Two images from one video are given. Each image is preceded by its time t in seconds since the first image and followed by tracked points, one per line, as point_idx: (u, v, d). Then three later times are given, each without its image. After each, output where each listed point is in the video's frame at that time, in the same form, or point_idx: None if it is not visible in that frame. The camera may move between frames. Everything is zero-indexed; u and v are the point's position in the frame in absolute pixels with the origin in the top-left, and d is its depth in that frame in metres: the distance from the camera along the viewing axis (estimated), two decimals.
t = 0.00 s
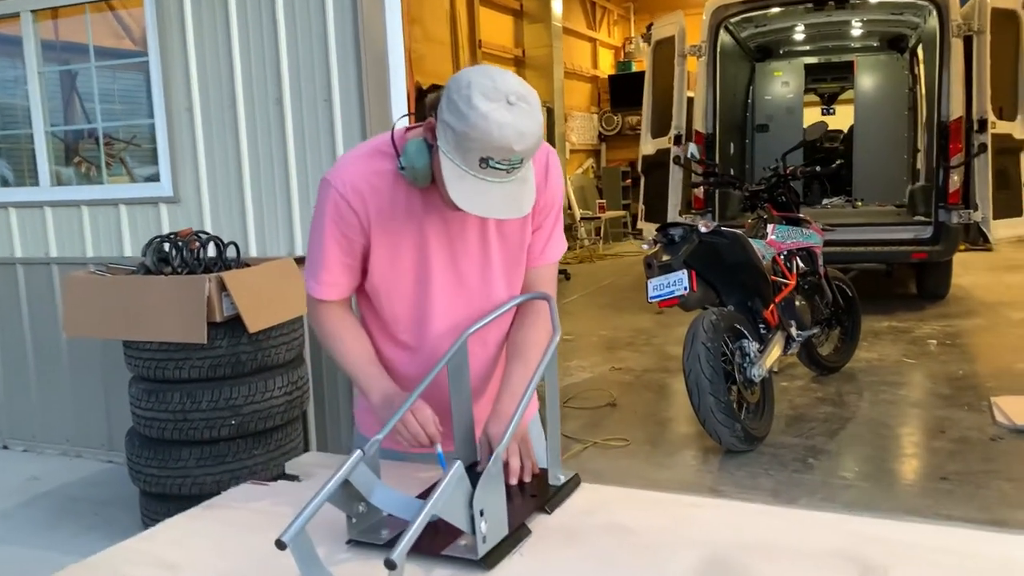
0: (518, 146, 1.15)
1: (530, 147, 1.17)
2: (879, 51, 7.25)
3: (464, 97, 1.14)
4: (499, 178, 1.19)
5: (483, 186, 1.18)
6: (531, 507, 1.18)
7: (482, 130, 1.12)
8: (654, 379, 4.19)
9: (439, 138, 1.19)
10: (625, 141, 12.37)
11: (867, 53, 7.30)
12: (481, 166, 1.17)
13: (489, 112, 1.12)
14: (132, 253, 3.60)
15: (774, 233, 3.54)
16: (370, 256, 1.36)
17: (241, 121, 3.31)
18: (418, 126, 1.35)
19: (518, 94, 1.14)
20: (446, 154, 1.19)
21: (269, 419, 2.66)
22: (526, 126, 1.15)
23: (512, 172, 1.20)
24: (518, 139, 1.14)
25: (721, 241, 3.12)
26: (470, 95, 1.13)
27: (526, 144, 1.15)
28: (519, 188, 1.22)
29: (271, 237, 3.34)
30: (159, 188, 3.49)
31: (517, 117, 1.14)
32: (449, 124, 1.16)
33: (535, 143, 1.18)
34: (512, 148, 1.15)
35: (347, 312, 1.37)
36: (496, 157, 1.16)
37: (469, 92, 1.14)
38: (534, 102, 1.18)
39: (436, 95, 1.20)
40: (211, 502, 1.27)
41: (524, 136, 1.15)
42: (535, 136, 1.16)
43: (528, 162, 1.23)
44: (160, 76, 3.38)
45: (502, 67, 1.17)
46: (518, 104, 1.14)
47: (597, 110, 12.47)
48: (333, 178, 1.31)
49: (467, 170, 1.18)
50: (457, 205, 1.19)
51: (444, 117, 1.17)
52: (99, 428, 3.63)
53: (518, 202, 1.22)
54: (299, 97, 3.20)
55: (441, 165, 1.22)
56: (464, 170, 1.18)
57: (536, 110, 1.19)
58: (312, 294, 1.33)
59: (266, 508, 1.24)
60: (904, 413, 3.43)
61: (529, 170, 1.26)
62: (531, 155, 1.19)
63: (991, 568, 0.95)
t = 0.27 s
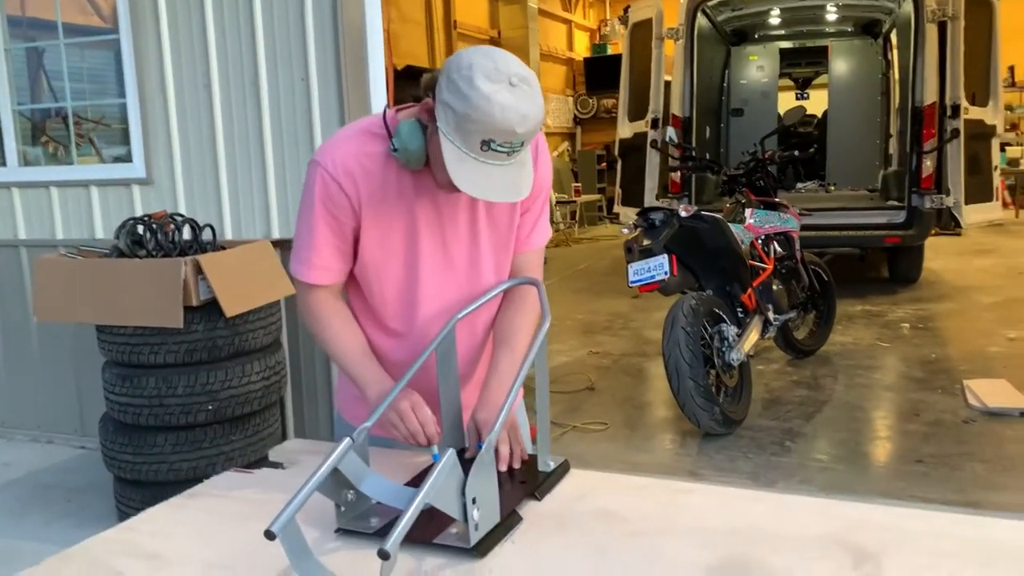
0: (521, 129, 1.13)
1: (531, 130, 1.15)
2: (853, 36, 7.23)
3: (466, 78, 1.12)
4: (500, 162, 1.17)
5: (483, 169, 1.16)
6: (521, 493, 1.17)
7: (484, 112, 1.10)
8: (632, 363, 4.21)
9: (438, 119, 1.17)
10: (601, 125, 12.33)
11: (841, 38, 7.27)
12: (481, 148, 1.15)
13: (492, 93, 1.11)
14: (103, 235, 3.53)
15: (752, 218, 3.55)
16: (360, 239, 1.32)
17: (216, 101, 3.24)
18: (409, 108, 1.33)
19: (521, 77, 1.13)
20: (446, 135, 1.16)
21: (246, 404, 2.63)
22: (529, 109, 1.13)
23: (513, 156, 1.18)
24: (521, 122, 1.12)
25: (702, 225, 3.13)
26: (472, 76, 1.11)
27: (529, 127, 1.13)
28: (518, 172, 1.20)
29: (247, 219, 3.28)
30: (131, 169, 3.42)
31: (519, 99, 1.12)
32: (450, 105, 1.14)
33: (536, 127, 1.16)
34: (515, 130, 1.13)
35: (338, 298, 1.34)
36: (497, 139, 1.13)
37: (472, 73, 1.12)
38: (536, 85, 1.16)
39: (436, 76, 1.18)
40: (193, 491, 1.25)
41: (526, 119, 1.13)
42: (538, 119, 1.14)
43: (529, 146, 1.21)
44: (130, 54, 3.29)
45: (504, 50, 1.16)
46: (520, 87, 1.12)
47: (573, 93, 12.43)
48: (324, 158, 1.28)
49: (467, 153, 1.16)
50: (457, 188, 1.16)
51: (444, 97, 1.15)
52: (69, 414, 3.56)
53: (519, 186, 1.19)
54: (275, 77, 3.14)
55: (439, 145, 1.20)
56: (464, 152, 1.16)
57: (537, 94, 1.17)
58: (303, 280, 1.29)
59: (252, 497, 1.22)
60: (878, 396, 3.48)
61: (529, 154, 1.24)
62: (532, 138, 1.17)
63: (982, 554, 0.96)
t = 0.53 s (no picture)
0: (516, 108, 1.12)
1: (526, 110, 1.14)
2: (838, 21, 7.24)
3: (462, 56, 1.10)
4: (493, 142, 1.16)
5: (478, 149, 1.14)
6: (505, 474, 1.17)
7: (481, 90, 1.09)
8: (614, 344, 4.23)
9: (431, 97, 1.15)
10: (585, 105, 12.26)
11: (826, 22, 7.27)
12: (476, 127, 1.13)
13: (488, 72, 1.09)
14: (81, 211, 3.47)
15: (735, 200, 3.57)
16: (348, 218, 1.31)
17: (196, 76, 3.19)
18: (399, 85, 1.31)
19: (516, 56, 1.12)
20: (439, 114, 1.14)
21: (227, 383, 2.61)
22: (524, 88, 1.12)
23: (506, 136, 1.17)
24: (516, 101, 1.11)
25: (686, 208, 3.13)
26: (468, 54, 1.10)
27: (523, 107, 1.13)
28: (511, 152, 1.19)
29: (227, 196, 3.24)
30: (109, 144, 3.37)
31: (515, 79, 1.11)
32: (444, 83, 1.12)
33: (530, 107, 1.15)
34: (511, 110, 1.12)
35: (324, 277, 1.32)
36: (493, 118, 1.12)
37: (467, 51, 1.10)
38: (529, 65, 1.15)
39: (429, 53, 1.16)
40: (175, 470, 1.24)
41: (521, 99, 1.12)
42: (532, 99, 1.13)
43: (520, 127, 1.20)
44: (108, 26, 3.22)
45: (497, 29, 1.15)
46: (515, 66, 1.12)
47: (557, 73, 12.37)
48: (312, 135, 1.25)
49: (462, 132, 1.14)
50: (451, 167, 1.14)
51: (438, 75, 1.13)
52: (47, 391, 3.53)
53: (512, 167, 1.18)
54: (258, 52, 3.09)
55: (431, 123, 1.18)
56: (458, 131, 1.13)
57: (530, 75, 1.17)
58: (289, 258, 1.27)
59: (233, 476, 1.21)
60: (857, 380, 3.52)
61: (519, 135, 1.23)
62: (524, 118, 1.17)
63: (961, 536, 0.98)
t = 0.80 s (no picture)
0: (504, 97, 1.11)
1: (513, 99, 1.14)
2: (837, 9, 7.24)
3: (450, 43, 1.10)
4: (479, 130, 1.16)
5: (464, 137, 1.14)
6: (489, 460, 1.18)
7: (468, 79, 1.08)
8: (606, 331, 4.24)
9: (419, 85, 1.14)
10: (582, 92, 12.20)
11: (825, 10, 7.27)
12: (463, 116, 1.13)
13: (476, 61, 1.09)
14: (73, 193, 3.46)
15: (729, 188, 3.57)
16: (336, 204, 1.31)
17: (189, 57, 3.17)
18: (387, 70, 1.30)
19: (504, 45, 1.11)
20: (426, 101, 1.14)
21: (217, 367, 2.61)
22: (512, 78, 1.11)
23: (493, 124, 1.17)
24: (504, 90, 1.11)
25: (678, 196, 3.12)
26: (456, 42, 1.09)
27: (511, 96, 1.12)
28: (497, 140, 1.19)
29: (219, 179, 3.23)
30: (101, 125, 3.35)
31: (503, 68, 1.10)
32: (432, 71, 1.11)
33: (518, 95, 1.15)
34: (498, 99, 1.11)
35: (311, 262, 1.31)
36: (479, 107, 1.12)
37: (455, 39, 1.09)
38: (519, 53, 1.15)
39: (418, 39, 1.15)
40: (160, 454, 1.24)
41: (509, 88, 1.11)
42: (520, 88, 1.13)
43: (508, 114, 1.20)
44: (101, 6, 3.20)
45: (486, 16, 1.14)
46: (503, 55, 1.11)
47: (554, 58, 12.31)
48: (300, 119, 1.25)
49: (448, 120, 1.14)
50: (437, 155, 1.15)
51: (426, 62, 1.12)
52: (38, 373, 3.52)
53: (498, 155, 1.19)
54: (251, 34, 3.07)
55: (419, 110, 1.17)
56: (444, 119, 1.13)
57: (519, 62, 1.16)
58: (275, 243, 1.27)
59: (218, 460, 1.21)
60: (847, 369, 3.54)
61: (507, 123, 1.23)
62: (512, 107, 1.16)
63: (938, 525, 0.99)
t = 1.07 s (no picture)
0: (491, 91, 1.11)
1: (502, 93, 1.13)
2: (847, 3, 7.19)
3: (437, 37, 1.09)
4: (468, 124, 1.16)
5: (452, 131, 1.14)
6: (483, 458, 1.18)
7: (455, 73, 1.08)
8: (610, 327, 4.23)
9: (408, 78, 1.14)
10: (590, 85, 12.16)
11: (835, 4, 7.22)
12: (451, 110, 1.13)
13: (462, 54, 1.08)
14: (78, 185, 3.47)
15: (735, 184, 3.54)
16: (329, 199, 1.30)
17: (193, 50, 3.16)
18: (381, 66, 1.30)
19: (493, 38, 1.10)
20: (415, 95, 1.14)
21: (220, 360, 2.62)
22: (500, 71, 1.10)
23: (483, 118, 1.16)
24: (491, 84, 1.10)
25: (682, 191, 3.09)
26: (443, 35, 1.09)
27: (499, 90, 1.11)
28: (488, 134, 1.19)
29: (223, 172, 3.24)
30: (106, 118, 3.36)
31: (490, 62, 1.09)
32: (420, 64, 1.11)
33: (507, 89, 1.14)
34: (486, 93, 1.11)
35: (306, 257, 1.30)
36: (467, 101, 1.12)
37: (442, 32, 1.09)
38: (509, 47, 1.13)
39: (408, 33, 1.14)
40: (155, 449, 1.24)
41: (497, 82, 1.10)
42: (509, 81, 1.12)
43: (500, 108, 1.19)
44: None
45: (477, 9, 1.13)
46: (491, 48, 1.10)
47: (563, 52, 12.27)
48: (293, 115, 1.25)
49: (436, 114, 1.14)
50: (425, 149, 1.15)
51: (414, 56, 1.12)
52: (43, 364, 3.54)
53: (488, 149, 1.18)
54: (255, 27, 3.06)
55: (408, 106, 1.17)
56: (433, 113, 1.14)
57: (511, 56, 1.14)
58: (267, 240, 1.26)
59: (214, 456, 1.21)
60: (851, 366, 3.52)
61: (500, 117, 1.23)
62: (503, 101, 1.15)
63: (931, 528, 0.98)
